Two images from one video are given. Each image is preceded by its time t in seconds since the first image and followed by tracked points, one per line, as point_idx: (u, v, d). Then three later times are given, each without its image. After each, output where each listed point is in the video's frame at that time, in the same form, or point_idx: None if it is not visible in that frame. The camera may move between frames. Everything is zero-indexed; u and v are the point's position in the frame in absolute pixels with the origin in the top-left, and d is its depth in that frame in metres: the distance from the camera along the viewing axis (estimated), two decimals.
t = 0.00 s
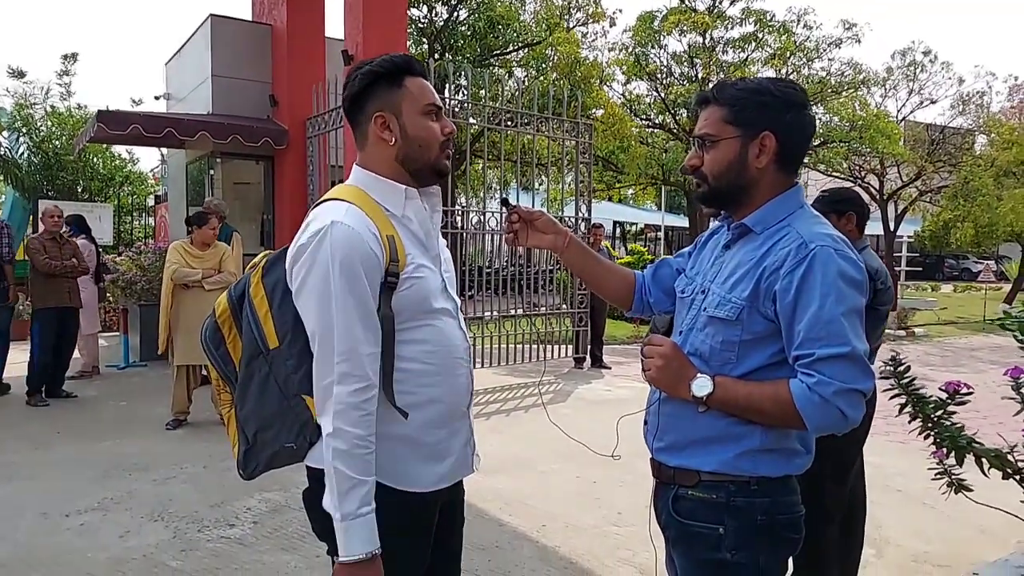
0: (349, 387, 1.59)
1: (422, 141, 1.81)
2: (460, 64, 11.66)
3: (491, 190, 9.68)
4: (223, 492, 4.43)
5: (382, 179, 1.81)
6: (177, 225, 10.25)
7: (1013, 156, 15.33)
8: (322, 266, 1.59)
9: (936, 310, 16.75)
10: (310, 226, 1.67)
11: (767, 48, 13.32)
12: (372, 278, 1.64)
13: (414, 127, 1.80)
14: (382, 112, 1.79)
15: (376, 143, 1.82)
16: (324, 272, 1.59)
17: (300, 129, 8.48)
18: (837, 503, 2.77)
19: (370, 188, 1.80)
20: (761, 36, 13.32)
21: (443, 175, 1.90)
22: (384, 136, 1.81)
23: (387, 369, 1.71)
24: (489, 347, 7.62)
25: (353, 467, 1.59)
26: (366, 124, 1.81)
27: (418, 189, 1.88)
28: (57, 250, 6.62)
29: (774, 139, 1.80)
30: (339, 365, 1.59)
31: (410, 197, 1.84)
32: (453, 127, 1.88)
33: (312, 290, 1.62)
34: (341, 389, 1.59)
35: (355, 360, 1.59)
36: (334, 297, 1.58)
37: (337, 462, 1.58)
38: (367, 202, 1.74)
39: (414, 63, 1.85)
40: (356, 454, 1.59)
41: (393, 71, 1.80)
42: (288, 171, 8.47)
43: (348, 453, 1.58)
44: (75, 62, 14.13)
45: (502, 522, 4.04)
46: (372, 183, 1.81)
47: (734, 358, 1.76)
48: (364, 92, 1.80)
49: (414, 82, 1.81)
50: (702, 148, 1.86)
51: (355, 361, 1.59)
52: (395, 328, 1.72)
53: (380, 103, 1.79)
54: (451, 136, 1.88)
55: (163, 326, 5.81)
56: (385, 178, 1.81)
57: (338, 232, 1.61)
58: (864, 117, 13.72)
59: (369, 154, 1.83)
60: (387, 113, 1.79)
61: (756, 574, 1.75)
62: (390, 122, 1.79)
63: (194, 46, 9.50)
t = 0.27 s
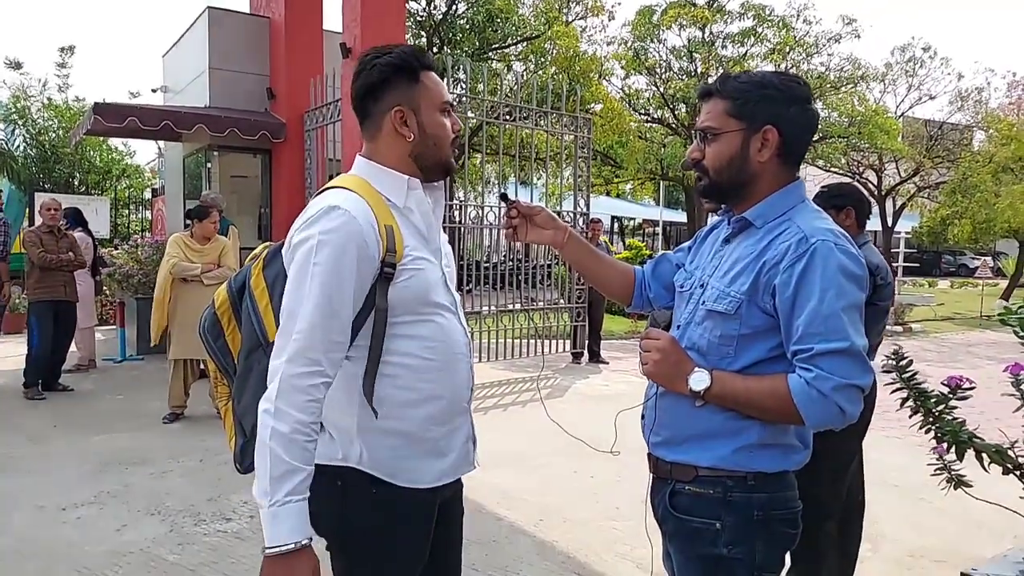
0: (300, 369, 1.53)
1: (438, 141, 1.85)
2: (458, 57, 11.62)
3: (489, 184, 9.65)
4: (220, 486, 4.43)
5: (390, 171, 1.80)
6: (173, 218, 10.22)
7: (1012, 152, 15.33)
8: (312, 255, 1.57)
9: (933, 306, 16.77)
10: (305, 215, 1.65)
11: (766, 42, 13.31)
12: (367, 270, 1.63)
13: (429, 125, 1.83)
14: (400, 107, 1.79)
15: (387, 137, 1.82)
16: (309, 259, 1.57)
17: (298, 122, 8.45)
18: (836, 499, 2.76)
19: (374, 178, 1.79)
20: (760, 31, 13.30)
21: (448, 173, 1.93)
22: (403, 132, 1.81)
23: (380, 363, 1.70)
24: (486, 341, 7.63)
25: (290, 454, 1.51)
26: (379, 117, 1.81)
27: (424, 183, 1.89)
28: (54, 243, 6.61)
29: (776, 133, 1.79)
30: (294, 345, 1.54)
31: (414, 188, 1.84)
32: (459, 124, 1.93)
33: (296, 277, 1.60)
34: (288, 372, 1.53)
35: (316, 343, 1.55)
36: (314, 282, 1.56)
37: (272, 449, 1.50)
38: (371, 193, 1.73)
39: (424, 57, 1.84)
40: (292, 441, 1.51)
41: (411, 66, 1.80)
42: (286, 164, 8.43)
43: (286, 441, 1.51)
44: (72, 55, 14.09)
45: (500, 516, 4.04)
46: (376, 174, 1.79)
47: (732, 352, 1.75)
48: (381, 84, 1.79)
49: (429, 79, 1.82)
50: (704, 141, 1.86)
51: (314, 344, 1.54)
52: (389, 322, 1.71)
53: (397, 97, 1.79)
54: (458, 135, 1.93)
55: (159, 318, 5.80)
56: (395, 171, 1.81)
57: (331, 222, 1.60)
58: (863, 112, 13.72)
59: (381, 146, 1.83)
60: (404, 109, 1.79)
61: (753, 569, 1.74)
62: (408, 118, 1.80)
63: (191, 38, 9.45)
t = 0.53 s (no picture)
0: (343, 372, 1.55)
1: (442, 144, 1.85)
2: (458, 56, 11.61)
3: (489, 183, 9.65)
4: (219, 484, 4.42)
5: (390, 169, 1.79)
6: (173, 217, 10.21)
7: (1011, 152, 15.34)
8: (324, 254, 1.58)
9: (932, 305, 16.78)
10: (306, 213, 1.65)
11: (765, 41, 13.32)
12: (372, 269, 1.63)
13: (433, 126, 1.82)
14: (403, 106, 1.79)
15: (389, 136, 1.81)
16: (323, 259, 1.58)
17: (298, 121, 8.44)
18: (837, 498, 2.76)
19: (373, 176, 1.78)
20: (760, 30, 13.31)
21: (448, 175, 1.93)
22: (407, 132, 1.80)
23: (382, 361, 1.69)
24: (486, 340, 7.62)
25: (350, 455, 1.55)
26: (381, 116, 1.80)
27: (426, 182, 1.88)
28: (53, 241, 6.59)
29: (775, 132, 1.78)
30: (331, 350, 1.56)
31: (413, 184, 1.83)
32: (462, 127, 1.93)
33: (308, 276, 1.60)
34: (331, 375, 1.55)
35: (348, 348, 1.56)
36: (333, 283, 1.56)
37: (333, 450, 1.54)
38: (371, 190, 1.72)
39: (430, 56, 1.84)
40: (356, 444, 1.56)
41: (417, 66, 1.79)
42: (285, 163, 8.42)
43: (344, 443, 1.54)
44: (71, 53, 14.04)
45: (500, 515, 4.03)
46: (377, 171, 1.78)
47: (729, 350, 1.75)
48: (384, 83, 1.78)
49: (437, 82, 1.82)
50: (702, 141, 1.86)
51: (348, 346, 1.56)
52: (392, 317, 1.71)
53: (399, 96, 1.78)
54: (461, 138, 1.93)
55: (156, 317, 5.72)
56: (398, 170, 1.80)
57: (336, 220, 1.60)
58: (863, 112, 13.73)
59: (382, 145, 1.82)
60: (407, 108, 1.79)
61: (748, 568, 1.74)
62: (411, 118, 1.79)
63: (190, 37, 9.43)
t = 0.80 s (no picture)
0: (355, 366, 1.57)
1: (442, 144, 1.86)
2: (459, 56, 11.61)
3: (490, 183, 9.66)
4: (221, 485, 4.43)
5: (391, 168, 1.79)
6: (174, 217, 10.22)
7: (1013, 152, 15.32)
8: (330, 253, 1.58)
9: (933, 305, 16.77)
10: (311, 212, 1.66)
11: (767, 42, 13.32)
12: (376, 268, 1.63)
13: (434, 128, 1.83)
14: (405, 107, 1.79)
15: (390, 136, 1.81)
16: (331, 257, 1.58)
17: (299, 121, 8.44)
18: (838, 498, 2.76)
19: (374, 174, 1.79)
20: (761, 30, 13.32)
21: (447, 176, 1.94)
22: (407, 132, 1.81)
23: (386, 360, 1.70)
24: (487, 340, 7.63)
25: (390, 429, 1.59)
26: (382, 116, 1.80)
27: (426, 182, 1.89)
28: (51, 242, 6.60)
29: (774, 132, 1.79)
30: (343, 345, 1.57)
31: (416, 183, 1.83)
32: (464, 128, 1.94)
33: (313, 275, 1.61)
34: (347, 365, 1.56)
35: (358, 343, 1.58)
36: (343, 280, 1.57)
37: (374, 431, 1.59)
38: (374, 189, 1.73)
39: (434, 58, 1.84)
40: (389, 419, 1.59)
41: (421, 68, 1.79)
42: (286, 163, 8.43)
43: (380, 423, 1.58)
44: (71, 53, 14.05)
45: (500, 515, 4.04)
46: (377, 170, 1.79)
47: (728, 350, 1.75)
48: (386, 84, 1.79)
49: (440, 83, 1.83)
50: (703, 140, 1.86)
51: (358, 342, 1.58)
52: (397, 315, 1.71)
53: (401, 97, 1.79)
54: (462, 139, 1.93)
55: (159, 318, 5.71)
56: (400, 169, 1.80)
57: (340, 218, 1.60)
58: (864, 111, 13.72)
59: (384, 144, 1.82)
60: (409, 109, 1.79)
61: (747, 568, 1.74)
62: (413, 119, 1.80)
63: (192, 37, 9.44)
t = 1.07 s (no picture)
0: (370, 370, 1.56)
1: (442, 144, 1.86)
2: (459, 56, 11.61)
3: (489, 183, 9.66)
4: (220, 485, 4.43)
5: (393, 168, 1.79)
6: (174, 217, 10.22)
7: (1013, 152, 15.33)
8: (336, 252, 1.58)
9: (933, 305, 16.77)
10: (318, 211, 1.66)
11: (767, 41, 13.32)
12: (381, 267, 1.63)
13: (433, 127, 1.82)
14: (404, 106, 1.79)
15: (389, 136, 1.81)
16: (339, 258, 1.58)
17: (299, 121, 8.44)
18: (836, 499, 2.76)
19: (376, 174, 1.79)
20: (761, 30, 13.31)
21: (448, 176, 1.93)
22: (407, 132, 1.81)
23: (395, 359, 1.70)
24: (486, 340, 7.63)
25: (380, 449, 1.56)
26: (381, 115, 1.80)
27: (428, 183, 1.89)
28: (46, 241, 6.60)
29: (772, 132, 1.78)
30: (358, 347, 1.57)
31: (418, 183, 1.83)
32: (464, 127, 1.93)
33: (325, 276, 1.61)
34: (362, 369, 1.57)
35: (375, 343, 1.57)
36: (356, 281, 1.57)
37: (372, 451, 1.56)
38: (377, 189, 1.73)
39: (434, 57, 1.84)
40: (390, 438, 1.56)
41: (420, 67, 1.79)
42: (286, 162, 8.43)
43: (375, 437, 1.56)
44: (71, 53, 14.04)
45: (500, 515, 4.04)
46: (379, 169, 1.79)
47: (728, 350, 1.75)
48: (386, 83, 1.78)
49: (438, 82, 1.82)
50: (701, 140, 1.85)
51: (374, 344, 1.57)
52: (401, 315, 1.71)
53: (400, 96, 1.78)
54: (462, 139, 1.93)
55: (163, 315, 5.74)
56: (401, 169, 1.80)
57: (345, 218, 1.60)
58: (864, 111, 13.71)
59: (384, 144, 1.82)
60: (408, 108, 1.79)
61: (748, 568, 1.74)
62: (412, 118, 1.80)
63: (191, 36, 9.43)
